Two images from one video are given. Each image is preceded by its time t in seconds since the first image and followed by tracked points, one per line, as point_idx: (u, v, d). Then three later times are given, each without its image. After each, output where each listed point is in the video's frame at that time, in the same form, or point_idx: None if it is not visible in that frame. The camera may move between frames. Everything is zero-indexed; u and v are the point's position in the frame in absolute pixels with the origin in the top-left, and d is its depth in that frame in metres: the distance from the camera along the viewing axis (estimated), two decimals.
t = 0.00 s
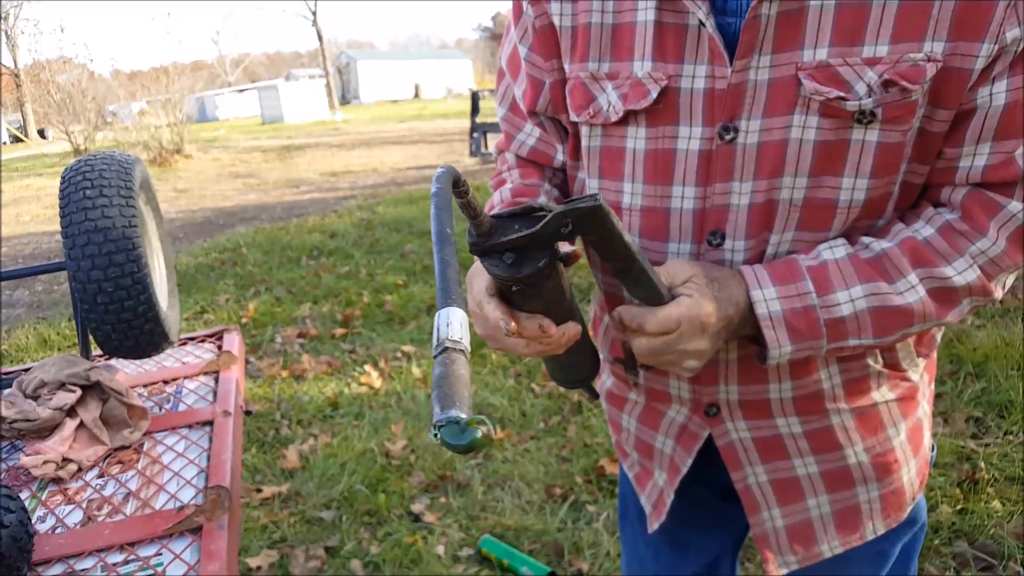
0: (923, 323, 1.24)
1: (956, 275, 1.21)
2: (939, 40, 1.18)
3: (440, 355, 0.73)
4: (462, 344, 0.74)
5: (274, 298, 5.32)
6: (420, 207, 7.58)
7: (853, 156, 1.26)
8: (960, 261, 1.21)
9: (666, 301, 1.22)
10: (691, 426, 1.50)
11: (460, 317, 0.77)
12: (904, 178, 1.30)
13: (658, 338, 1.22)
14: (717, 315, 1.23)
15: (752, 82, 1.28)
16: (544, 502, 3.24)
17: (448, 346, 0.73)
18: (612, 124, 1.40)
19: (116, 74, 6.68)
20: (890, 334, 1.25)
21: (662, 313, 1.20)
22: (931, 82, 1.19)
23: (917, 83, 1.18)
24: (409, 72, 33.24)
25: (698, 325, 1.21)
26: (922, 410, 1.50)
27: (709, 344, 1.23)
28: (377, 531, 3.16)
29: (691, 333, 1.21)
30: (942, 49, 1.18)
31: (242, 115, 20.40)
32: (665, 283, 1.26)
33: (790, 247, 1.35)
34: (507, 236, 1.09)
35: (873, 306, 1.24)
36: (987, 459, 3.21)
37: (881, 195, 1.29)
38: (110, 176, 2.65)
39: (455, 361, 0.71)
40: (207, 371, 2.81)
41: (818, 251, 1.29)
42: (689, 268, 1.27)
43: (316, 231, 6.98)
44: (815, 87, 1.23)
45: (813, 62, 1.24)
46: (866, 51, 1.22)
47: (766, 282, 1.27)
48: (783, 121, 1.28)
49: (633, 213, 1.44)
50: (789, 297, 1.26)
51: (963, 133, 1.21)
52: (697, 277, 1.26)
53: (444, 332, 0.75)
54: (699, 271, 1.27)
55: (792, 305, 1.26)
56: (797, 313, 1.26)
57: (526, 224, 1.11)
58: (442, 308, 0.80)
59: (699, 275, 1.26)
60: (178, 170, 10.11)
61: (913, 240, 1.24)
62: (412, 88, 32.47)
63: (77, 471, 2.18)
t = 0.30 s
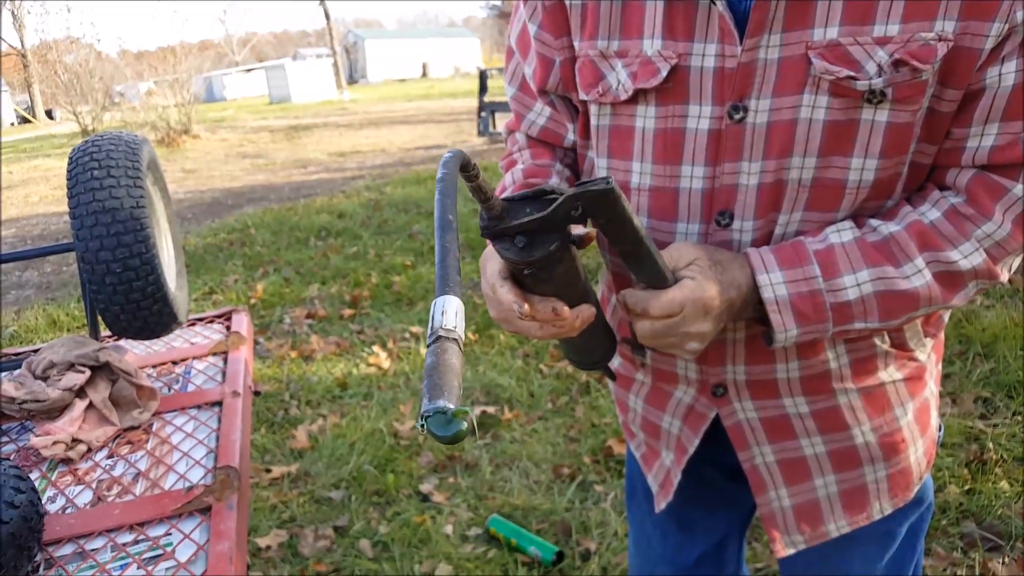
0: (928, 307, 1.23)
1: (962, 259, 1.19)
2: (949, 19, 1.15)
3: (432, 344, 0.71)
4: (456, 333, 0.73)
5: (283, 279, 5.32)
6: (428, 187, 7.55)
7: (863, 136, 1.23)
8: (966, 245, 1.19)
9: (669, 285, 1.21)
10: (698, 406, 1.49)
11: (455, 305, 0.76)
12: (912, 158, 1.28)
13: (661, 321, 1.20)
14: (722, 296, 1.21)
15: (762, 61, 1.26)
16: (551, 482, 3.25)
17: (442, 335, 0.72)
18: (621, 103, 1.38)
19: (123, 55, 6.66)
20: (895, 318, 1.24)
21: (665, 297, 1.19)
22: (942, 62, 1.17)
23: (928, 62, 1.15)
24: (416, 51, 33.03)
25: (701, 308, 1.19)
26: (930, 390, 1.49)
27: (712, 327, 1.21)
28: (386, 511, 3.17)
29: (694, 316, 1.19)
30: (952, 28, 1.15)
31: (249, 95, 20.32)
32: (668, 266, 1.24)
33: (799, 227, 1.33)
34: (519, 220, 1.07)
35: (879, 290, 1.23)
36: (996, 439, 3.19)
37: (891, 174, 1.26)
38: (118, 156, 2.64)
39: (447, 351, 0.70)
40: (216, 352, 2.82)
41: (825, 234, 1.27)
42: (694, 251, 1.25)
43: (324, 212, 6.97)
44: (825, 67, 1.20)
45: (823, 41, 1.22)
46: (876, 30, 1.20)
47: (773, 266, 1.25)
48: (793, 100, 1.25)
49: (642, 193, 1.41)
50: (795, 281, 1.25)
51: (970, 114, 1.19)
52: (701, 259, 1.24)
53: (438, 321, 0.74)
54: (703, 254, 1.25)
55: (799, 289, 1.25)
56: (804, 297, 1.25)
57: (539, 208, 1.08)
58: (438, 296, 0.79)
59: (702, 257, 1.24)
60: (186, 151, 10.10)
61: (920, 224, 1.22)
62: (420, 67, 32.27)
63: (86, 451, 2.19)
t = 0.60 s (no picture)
0: (924, 301, 1.22)
1: (957, 253, 1.18)
2: (946, 12, 1.14)
3: (452, 331, 0.70)
4: (476, 320, 0.72)
5: (286, 269, 5.32)
6: (431, 177, 7.54)
7: (860, 129, 1.22)
8: (961, 239, 1.17)
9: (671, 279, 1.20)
10: (697, 397, 1.49)
11: (475, 292, 0.75)
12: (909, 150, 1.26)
13: (662, 315, 1.20)
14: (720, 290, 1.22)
15: (759, 53, 1.25)
16: (554, 473, 3.25)
17: (461, 322, 0.71)
18: (620, 94, 1.36)
19: (125, 45, 6.64)
20: (891, 312, 1.23)
21: (666, 292, 1.18)
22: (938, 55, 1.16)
23: (924, 55, 1.14)
24: (419, 41, 32.91)
25: (701, 301, 1.20)
26: (930, 381, 1.47)
27: (710, 320, 1.21)
28: (388, 502, 3.17)
29: (694, 310, 1.19)
30: (949, 20, 1.14)
31: (252, 86, 20.27)
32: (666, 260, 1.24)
33: (796, 219, 1.32)
34: (532, 211, 1.06)
35: (875, 285, 1.22)
36: (999, 430, 3.18)
37: (887, 167, 1.25)
38: (121, 147, 2.63)
39: (467, 338, 0.69)
40: (218, 342, 2.82)
41: (821, 228, 1.26)
42: (690, 244, 1.25)
43: (327, 203, 6.95)
44: (821, 59, 1.19)
45: (820, 34, 1.21)
46: (873, 23, 1.19)
47: (768, 261, 1.25)
48: (790, 92, 1.23)
49: (640, 185, 1.40)
50: (790, 276, 1.24)
51: (966, 106, 1.17)
52: (698, 253, 1.24)
53: (458, 307, 0.72)
54: (699, 248, 1.25)
55: (794, 284, 1.24)
56: (799, 291, 1.24)
57: (552, 198, 1.06)
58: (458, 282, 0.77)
59: (699, 251, 1.24)
60: (189, 141, 10.08)
61: (914, 218, 1.20)
62: (423, 57, 32.16)
63: (89, 442, 2.19)
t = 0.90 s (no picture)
0: (919, 301, 1.21)
1: (952, 253, 1.17)
2: (944, 11, 1.14)
3: (426, 344, 0.70)
4: (450, 332, 0.71)
5: (286, 265, 5.31)
6: (432, 173, 7.53)
7: (857, 127, 1.21)
8: (956, 238, 1.17)
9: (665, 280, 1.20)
10: (694, 394, 1.48)
11: (452, 303, 0.74)
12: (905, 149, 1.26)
13: (658, 315, 1.20)
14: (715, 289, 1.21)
15: (757, 51, 1.24)
16: (554, 469, 3.25)
17: (435, 334, 0.70)
18: (617, 91, 1.35)
19: (126, 41, 6.63)
20: (886, 311, 1.22)
21: (662, 292, 1.18)
22: (935, 54, 1.15)
23: (922, 54, 1.13)
24: (420, 36, 32.86)
25: (697, 300, 1.19)
26: (926, 377, 1.47)
27: (706, 320, 1.21)
28: (389, 498, 3.17)
29: (689, 310, 1.19)
30: (947, 20, 1.14)
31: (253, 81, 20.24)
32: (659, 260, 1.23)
33: (792, 218, 1.31)
34: (534, 212, 1.05)
35: (871, 285, 1.21)
36: (999, 426, 3.18)
37: (884, 166, 1.24)
38: (121, 143, 2.62)
39: (439, 351, 0.68)
40: (218, 339, 2.81)
41: (817, 227, 1.25)
42: (683, 244, 1.25)
43: (328, 198, 6.94)
44: (819, 57, 1.18)
45: (818, 32, 1.20)
46: (871, 22, 1.19)
47: (765, 261, 1.24)
48: (787, 91, 1.23)
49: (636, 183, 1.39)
50: (787, 275, 1.23)
51: (961, 105, 1.17)
52: (691, 253, 1.23)
53: (433, 319, 0.72)
54: (692, 247, 1.24)
55: (790, 283, 1.23)
56: (795, 291, 1.24)
57: (554, 198, 1.05)
58: (437, 290, 0.77)
59: (693, 250, 1.24)
60: (189, 137, 10.07)
61: (909, 218, 1.20)
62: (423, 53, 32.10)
63: (90, 438, 2.19)
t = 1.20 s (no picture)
0: (920, 299, 1.21)
1: (953, 250, 1.18)
2: (942, 10, 1.13)
3: (431, 380, 0.69)
4: (455, 367, 0.71)
5: (286, 264, 5.31)
6: (432, 172, 7.52)
7: (856, 126, 1.21)
8: (957, 236, 1.17)
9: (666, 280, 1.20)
10: (694, 393, 1.48)
11: (456, 338, 0.74)
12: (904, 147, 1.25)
13: (660, 317, 1.20)
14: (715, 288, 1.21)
15: (755, 51, 1.23)
16: (554, 467, 3.25)
17: (440, 369, 0.70)
18: (615, 92, 1.35)
19: (126, 39, 6.64)
20: (888, 310, 1.23)
21: (663, 293, 1.19)
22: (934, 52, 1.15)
23: (920, 53, 1.13)
24: (420, 34, 32.83)
25: (697, 299, 1.20)
26: (925, 375, 1.47)
27: (708, 318, 1.22)
28: (389, 497, 3.17)
29: (691, 308, 1.19)
30: (944, 18, 1.14)
31: (253, 79, 20.22)
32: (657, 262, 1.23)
33: (793, 218, 1.31)
34: (531, 221, 1.06)
35: (873, 283, 1.21)
36: (998, 424, 3.18)
37: (883, 164, 1.24)
38: (120, 141, 2.62)
39: (445, 387, 0.68)
40: (218, 337, 2.81)
41: (817, 226, 1.25)
42: (682, 244, 1.25)
43: (328, 197, 6.94)
44: (817, 57, 1.18)
45: (815, 31, 1.20)
46: (869, 21, 1.19)
47: (766, 260, 1.24)
48: (785, 90, 1.23)
49: (636, 183, 1.38)
50: (789, 274, 1.23)
51: (960, 103, 1.17)
52: (690, 252, 1.24)
53: (438, 353, 0.72)
54: (692, 246, 1.25)
55: (793, 282, 1.24)
56: (798, 290, 1.24)
57: (552, 208, 1.06)
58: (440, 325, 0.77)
59: (692, 249, 1.24)
60: (189, 135, 10.07)
61: (910, 216, 1.20)
62: (423, 51, 32.08)
63: (89, 437, 2.19)
